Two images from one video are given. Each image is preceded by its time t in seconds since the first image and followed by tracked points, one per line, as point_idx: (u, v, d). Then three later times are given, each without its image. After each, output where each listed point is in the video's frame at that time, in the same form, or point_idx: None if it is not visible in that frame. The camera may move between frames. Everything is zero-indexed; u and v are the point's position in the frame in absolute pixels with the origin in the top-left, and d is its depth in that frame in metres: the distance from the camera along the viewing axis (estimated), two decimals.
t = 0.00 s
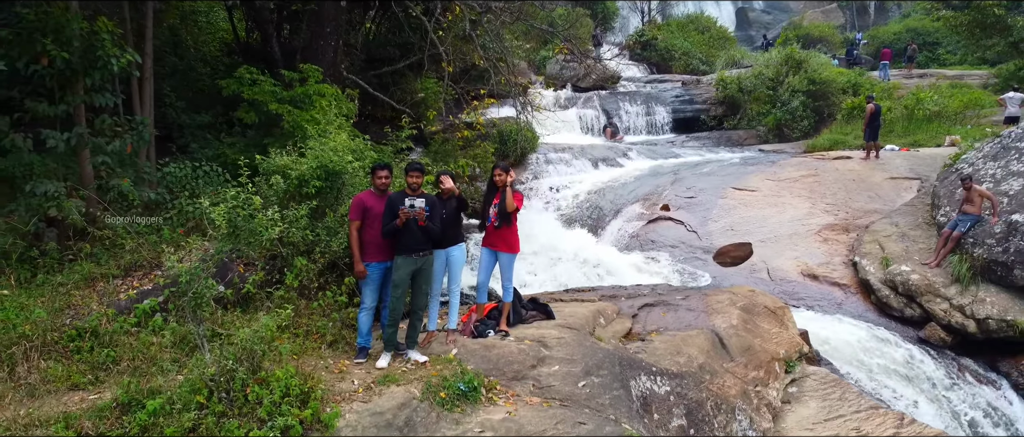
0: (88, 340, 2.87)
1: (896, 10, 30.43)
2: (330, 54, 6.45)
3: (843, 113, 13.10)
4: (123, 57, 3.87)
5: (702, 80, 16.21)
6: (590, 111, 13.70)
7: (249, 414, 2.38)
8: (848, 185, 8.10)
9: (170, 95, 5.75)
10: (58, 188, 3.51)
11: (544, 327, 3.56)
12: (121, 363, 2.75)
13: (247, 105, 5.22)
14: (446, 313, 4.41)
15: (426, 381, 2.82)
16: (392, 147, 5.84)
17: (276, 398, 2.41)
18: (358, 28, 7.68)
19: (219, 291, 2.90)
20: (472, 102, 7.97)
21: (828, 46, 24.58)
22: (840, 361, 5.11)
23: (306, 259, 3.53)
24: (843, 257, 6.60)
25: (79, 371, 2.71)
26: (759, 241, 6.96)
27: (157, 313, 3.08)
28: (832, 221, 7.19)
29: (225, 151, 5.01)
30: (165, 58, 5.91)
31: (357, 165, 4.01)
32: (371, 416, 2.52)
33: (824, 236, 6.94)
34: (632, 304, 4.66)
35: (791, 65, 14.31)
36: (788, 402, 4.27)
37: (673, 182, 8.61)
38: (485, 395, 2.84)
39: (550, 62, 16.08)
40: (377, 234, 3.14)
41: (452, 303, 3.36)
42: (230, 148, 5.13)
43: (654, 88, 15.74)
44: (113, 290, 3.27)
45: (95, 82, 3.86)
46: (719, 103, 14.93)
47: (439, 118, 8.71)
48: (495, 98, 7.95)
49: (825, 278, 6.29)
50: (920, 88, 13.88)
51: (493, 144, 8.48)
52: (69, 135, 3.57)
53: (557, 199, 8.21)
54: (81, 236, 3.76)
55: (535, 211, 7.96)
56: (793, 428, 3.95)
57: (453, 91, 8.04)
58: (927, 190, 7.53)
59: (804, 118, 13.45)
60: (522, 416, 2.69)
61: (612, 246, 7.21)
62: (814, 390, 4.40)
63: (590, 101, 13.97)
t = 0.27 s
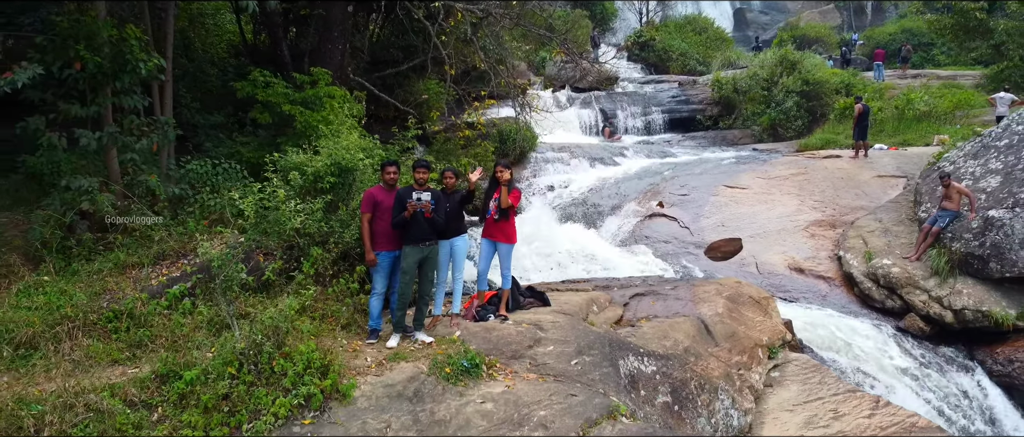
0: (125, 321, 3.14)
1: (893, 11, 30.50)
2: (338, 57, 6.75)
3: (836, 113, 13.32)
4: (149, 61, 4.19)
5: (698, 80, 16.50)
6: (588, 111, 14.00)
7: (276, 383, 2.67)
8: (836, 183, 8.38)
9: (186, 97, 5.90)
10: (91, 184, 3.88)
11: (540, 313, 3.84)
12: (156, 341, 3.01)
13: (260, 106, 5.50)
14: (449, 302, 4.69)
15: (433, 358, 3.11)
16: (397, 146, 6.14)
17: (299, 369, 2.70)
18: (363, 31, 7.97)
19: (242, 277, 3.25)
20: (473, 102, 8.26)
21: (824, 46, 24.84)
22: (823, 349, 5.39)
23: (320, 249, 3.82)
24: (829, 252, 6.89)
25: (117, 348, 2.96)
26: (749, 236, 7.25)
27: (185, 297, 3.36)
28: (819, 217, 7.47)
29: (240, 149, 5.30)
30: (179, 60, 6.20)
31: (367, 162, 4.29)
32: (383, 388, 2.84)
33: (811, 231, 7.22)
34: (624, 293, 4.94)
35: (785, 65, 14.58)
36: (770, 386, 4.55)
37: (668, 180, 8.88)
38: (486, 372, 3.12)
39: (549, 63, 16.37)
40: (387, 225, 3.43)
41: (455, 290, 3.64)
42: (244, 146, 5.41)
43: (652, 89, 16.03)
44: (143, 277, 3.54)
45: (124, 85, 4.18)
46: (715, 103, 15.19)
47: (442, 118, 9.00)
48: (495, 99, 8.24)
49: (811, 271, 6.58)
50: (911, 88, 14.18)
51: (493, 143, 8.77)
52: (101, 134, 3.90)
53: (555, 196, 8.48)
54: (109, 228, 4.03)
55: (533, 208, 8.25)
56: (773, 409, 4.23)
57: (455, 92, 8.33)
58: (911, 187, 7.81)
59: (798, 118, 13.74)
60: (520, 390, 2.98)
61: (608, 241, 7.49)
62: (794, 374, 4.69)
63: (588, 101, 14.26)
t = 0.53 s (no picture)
0: (154, 323, 3.41)
1: (887, 28, 31.15)
2: (346, 77, 7.02)
3: (828, 129, 13.73)
4: (174, 82, 4.48)
5: (694, 97, 16.88)
6: (586, 127, 14.35)
7: (296, 376, 2.94)
8: (824, 197, 8.68)
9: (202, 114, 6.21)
10: (120, 196, 4.17)
11: (537, 317, 4.12)
12: (184, 340, 3.28)
13: (274, 124, 5.80)
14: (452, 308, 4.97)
15: (437, 357, 3.38)
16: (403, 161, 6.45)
17: (317, 364, 2.97)
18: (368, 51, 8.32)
19: (263, 281, 3.56)
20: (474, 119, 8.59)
21: (819, 63, 25.28)
22: (808, 355, 5.65)
23: (332, 256, 4.10)
24: (816, 263, 7.17)
25: (148, 346, 3.22)
26: (739, 248, 7.53)
27: (209, 301, 3.64)
28: (807, 230, 7.76)
29: (255, 164, 5.61)
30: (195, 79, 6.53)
31: (376, 176, 4.59)
32: (392, 382, 3.11)
33: (799, 243, 7.51)
34: (617, 300, 5.21)
35: (779, 82, 14.94)
36: (756, 388, 4.79)
37: (662, 194, 9.18)
38: (486, 370, 3.38)
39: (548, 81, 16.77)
40: (395, 234, 3.71)
41: (457, 295, 3.92)
42: (258, 161, 5.74)
43: (648, 106, 16.40)
44: (169, 284, 3.82)
45: (150, 104, 4.46)
46: (710, 120, 15.54)
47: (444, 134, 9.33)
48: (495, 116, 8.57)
49: (798, 282, 6.86)
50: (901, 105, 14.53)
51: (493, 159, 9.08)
52: (129, 151, 4.18)
53: (553, 210, 8.78)
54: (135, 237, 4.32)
55: (532, 221, 8.53)
56: (758, 410, 4.47)
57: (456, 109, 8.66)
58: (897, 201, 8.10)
59: (792, 134, 14.09)
60: (517, 385, 3.24)
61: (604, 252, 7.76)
62: (779, 378, 4.94)
63: (586, 118, 14.62)
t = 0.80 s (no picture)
0: (180, 332, 3.68)
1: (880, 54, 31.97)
2: (353, 103, 7.30)
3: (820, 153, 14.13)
4: (197, 110, 4.74)
5: (689, 121, 17.32)
6: (584, 150, 14.74)
7: (313, 380, 3.22)
8: (814, 218, 8.99)
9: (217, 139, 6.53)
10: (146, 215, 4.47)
11: (534, 329, 4.40)
12: (208, 348, 3.55)
13: (286, 148, 6.12)
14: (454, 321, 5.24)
15: (441, 364, 3.65)
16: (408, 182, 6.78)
17: (332, 368, 3.25)
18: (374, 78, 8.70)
19: (282, 293, 3.85)
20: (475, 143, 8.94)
21: (813, 88, 25.83)
22: (794, 369, 5.90)
23: (343, 272, 4.39)
24: (804, 282, 7.45)
25: (175, 353, 3.49)
26: (731, 267, 7.82)
27: (229, 313, 3.92)
28: (796, 250, 8.06)
29: (268, 186, 5.92)
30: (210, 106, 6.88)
31: (384, 197, 4.92)
32: (400, 386, 3.38)
33: (788, 263, 7.80)
34: (611, 315, 5.49)
35: (773, 107, 15.35)
36: (743, 399, 5.02)
37: (657, 215, 9.50)
38: (487, 376, 3.64)
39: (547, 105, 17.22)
40: (402, 250, 4.02)
41: (460, 308, 4.20)
42: (270, 183, 6.05)
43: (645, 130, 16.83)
44: (192, 298, 4.11)
45: (174, 131, 4.71)
46: (705, 144, 15.91)
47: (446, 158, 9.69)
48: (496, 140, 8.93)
49: (786, 300, 7.13)
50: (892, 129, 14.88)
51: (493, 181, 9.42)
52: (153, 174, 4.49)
53: (551, 230, 9.08)
54: (158, 254, 4.62)
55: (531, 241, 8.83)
56: (744, 419, 4.71)
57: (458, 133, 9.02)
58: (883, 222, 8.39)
59: (785, 158, 14.49)
60: (515, 390, 3.51)
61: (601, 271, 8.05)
62: (765, 389, 5.18)
63: (584, 141, 15.02)
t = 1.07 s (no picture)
0: (202, 337, 3.97)
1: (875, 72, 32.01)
2: (360, 123, 7.61)
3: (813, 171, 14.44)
4: (217, 131, 5.05)
5: (685, 139, 17.67)
6: (582, 168, 15.06)
7: (328, 379, 3.52)
8: (804, 233, 9.28)
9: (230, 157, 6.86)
10: (169, 229, 4.79)
11: (532, 336, 4.68)
12: (229, 351, 3.84)
13: (297, 167, 6.38)
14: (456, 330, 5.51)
15: (445, 367, 3.93)
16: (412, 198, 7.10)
17: (345, 369, 3.54)
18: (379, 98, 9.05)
19: (298, 300, 4.15)
20: (476, 161, 9.26)
21: (808, 106, 26.21)
22: (782, 377, 6.17)
23: (352, 281, 4.68)
24: (793, 294, 7.73)
25: (199, 357, 3.78)
26: (723, 280, 8.10)
27: (247, 320, 4.21)
28: (787, 263, 8.34)
29: (279, 201, 6.23)
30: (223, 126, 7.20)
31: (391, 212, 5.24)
32: (408, 386, 3.67)
33: (778, 276, 8.08)
34: (606, 325, 5.77)
35: (767, 125, 15.71)
36: (730, 404, 5.28)
37: (652, 230, 9.80)
38: (487, 379, 3.91)
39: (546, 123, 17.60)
40: (408, 261, 4.31)
41: (462, 316, 4.48)
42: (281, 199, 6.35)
43: (641, 147, 17.18)
44: (212, 306, 4.41)
45: (195, 150, 5.00)
46: (700, 161, 16.35)
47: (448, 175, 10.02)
48: (496, 158, 9.27)
49: (776, 312, 7.41)
50: (884, 147, 15.22)
51: (494, 197, 9.73)
52: (176, 191, 4.79)
53: (550, 245, 9.37)
54: (177, 265, 4.91)
55: (530, 255, 9.11)
56: (731, 423, 4.97)
57: (459, 151, 9.36)
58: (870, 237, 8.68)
59: (779, 175, 14.78)
60: (514, 391, 3.79)
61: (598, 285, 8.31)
62: (753, 395, 5.44)
63: (582, 159, 15.35)
